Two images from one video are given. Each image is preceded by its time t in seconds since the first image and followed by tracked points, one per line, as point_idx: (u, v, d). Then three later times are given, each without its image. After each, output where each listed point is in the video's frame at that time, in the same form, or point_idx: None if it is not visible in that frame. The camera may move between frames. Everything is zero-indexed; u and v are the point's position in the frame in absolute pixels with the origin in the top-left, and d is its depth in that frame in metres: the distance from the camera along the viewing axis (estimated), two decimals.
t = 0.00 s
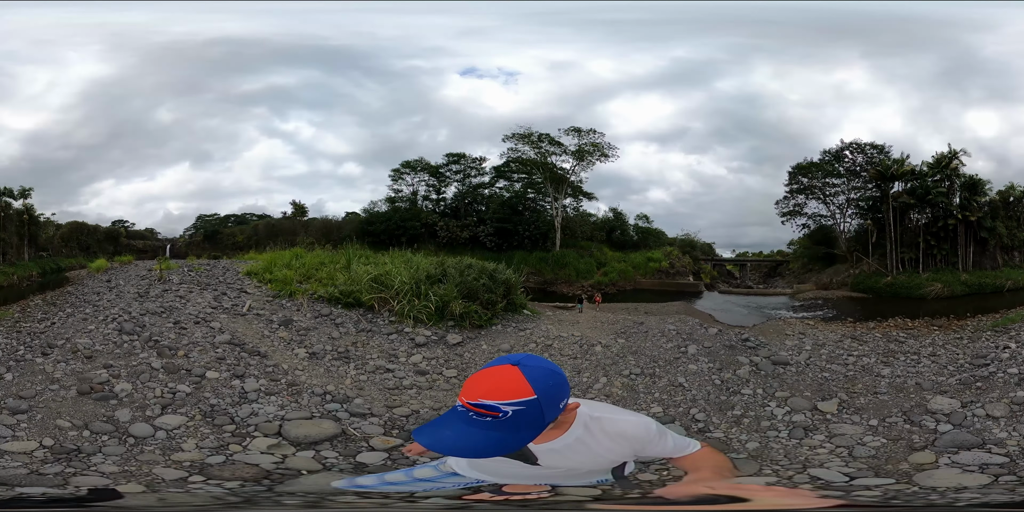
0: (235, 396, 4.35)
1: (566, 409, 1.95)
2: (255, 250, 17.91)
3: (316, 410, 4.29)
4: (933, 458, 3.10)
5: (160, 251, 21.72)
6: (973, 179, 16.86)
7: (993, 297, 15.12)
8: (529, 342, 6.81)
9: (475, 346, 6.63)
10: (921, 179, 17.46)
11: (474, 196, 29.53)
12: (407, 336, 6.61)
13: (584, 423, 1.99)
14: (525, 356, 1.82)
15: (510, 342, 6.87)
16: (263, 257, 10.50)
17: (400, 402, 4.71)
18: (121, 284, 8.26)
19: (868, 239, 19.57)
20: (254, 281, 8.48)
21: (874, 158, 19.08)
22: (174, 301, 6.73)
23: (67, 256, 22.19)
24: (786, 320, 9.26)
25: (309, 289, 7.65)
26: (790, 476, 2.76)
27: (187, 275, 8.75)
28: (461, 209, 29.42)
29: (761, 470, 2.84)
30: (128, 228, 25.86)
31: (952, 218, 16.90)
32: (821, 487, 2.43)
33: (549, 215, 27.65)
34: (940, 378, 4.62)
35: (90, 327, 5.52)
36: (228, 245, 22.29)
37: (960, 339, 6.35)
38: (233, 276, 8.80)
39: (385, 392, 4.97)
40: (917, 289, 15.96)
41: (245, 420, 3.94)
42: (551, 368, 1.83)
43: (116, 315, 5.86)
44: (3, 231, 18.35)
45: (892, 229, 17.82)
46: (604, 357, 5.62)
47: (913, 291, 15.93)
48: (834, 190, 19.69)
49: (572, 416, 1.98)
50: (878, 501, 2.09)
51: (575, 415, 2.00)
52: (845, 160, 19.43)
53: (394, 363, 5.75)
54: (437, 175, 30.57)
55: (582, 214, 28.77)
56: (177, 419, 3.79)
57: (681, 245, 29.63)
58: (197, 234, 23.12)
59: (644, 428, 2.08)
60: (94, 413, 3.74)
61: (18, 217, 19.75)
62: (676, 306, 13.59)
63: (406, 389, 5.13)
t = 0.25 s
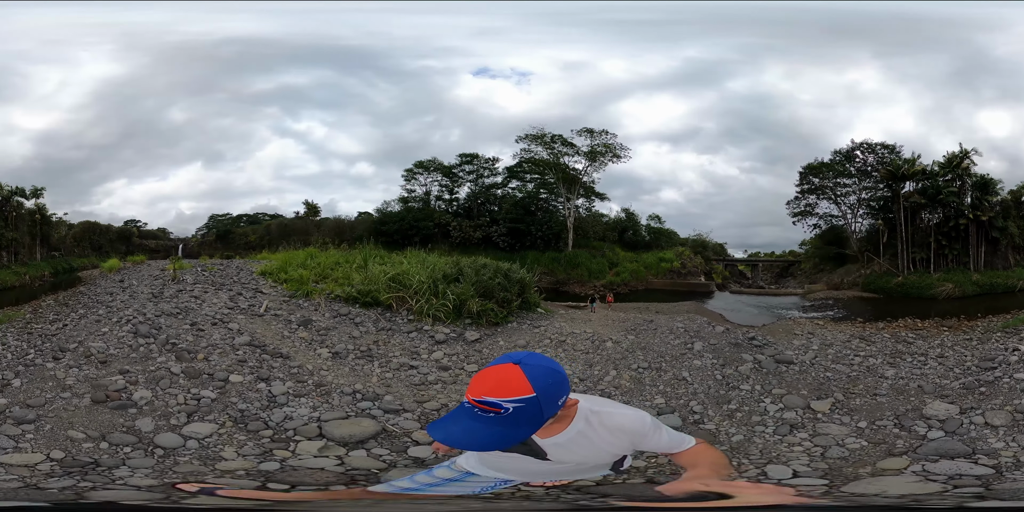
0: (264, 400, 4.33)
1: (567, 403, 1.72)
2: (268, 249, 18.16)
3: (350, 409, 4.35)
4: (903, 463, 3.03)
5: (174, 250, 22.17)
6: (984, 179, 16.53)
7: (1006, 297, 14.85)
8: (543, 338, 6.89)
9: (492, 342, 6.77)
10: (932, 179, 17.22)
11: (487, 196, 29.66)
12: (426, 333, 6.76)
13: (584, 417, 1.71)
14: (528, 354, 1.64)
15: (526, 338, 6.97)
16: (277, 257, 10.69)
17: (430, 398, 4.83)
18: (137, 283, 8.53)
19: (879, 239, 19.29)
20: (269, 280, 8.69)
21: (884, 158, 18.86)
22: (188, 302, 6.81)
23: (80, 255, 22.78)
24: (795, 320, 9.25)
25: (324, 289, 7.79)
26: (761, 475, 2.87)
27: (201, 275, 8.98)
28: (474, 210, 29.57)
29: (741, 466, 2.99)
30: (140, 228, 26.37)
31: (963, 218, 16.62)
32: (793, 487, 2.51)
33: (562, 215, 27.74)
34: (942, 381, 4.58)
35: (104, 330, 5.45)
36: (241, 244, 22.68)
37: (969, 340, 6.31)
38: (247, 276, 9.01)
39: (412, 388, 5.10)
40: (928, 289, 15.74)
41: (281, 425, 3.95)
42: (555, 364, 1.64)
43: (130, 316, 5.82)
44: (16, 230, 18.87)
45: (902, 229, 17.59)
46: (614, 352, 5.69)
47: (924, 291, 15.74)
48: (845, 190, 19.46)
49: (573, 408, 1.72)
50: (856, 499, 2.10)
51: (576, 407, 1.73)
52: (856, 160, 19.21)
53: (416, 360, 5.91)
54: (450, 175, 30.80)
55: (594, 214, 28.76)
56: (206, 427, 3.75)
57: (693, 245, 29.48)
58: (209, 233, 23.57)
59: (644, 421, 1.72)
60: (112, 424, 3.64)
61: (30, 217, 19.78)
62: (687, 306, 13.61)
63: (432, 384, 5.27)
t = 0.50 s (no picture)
0: (291, 404, 4.38)
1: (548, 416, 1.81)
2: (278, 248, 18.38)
3: (379, 409, 4.43)
4: (870, 464, 3.04)
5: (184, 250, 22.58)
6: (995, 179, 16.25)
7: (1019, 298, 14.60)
8: (556, 335, 6.94)
9: (508, 339, 6.87)
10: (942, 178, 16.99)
11: (499, 196, 29.73)
12: (444, 332, 6.90)
13: (570, 429, 1.83)
14: (504, 368, 1.74)
15: (540, 334, 7.05)
16: (290, 255, 10.85)
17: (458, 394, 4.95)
18: (150, 282, 8.78)
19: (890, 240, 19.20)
20: (282, 280, 8.87)
21: (894, 158, 18.66)
22: (202, 304, 6.93)
23: (90, 255, 23.34)
24: (805, 320, 9.21)
25: (340, 290, 7.93)
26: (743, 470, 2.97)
27: (213, 275, 9.18)
28: (486, 210, 29.67)
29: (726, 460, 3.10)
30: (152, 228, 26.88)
31: (974, 218, 16.38)
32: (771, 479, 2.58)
33: (573, 215, 27.76)
34: (944, 384, 4.56)
35: (116, 334, 5.41)
36: (252, 244, 23.00)
37: (976, 341, 6.28)
38: (260, 276, 9.20)
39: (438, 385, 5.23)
40: (938, 289, 15.54)
41: (317, 427, 4.04)
42: (531, 378, 1.74)
43: (143, 318, 5.85)
44: (28, 230, 19.36)
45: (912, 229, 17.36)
46: (624, 347, 5.76)
47: (934, 291, 15.56)
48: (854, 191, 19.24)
49: (556, 422, 1.83)
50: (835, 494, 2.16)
51: (559, 422, 1.84)
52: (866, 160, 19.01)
53: (437, 357, 6.05)
54: (462, 175, 30.96)
55: (606, 215, 28.72)
56: (237, 435, 3.73)
57: (704, 246, 29.32)
58: (221, 234, 24.00)
59: (642, 434, 1.90)
60: (128, 435, 3.57)
61: (42, 217, 20.31)
62: (698, 305, 13.59)
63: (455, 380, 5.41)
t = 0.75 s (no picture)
0: (316, 407, 4.47)
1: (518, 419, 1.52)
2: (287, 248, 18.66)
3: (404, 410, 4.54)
4: (839, 463, 3.11)
5: (193, 250, 22.90)
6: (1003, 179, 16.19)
7: None
8: (565, 333, 6.97)
9: (519, 337, 6.93)
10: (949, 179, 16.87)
11: (507, 197, 29.81)
12: (457, 331, 6.99)
13: (540, 437, 1.50)
14: (480, 364, 1.50)
15: (549, 333, 7.09)
16: (300, 255, 11.00)
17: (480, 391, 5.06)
18: (160, 282, 8.96)
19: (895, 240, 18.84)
20: (292, 280, 9.01)
21: (900, 159, 18.54)
22: (213, 305, 7.04)
23: (98, 254, 23.71)
24: (810, 320, 9.21)
25: (353, 291, 8.03)
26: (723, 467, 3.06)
27: (223, 275, 9.36)
28: (494, 210, 29.77)
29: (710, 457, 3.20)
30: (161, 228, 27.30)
31: (981, 218, 16.23)
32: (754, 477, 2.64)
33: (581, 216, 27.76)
34: (943, 388, 4.55)
35: (124, 337, 5.41)
36: (260, 243, 23.29)
37: (980, 343, 6.25)
38: (269, 276, 9.33)
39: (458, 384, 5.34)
40: (944, 289, 15.41)
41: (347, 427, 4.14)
42: (506, 379, 1.48)
43: (154, 321, 5.89)
44: (36, 230, 19.77)
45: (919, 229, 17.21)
46: (632, 345, 5.80)
47: (941, 291, 15.43)
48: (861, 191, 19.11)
49: (527, 428, 1.52)
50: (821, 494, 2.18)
51: (531, 427, 1.53)
52: (873, 160, 18.89)
53: (452, 355, 6.16)
54: (470, 176, 31.08)
55: (613, 215, 28.69)
56: (268, 443, 3.73)
57: (711, 246, 29.22)
58: (230, 233, 24.34)
59: (626, 448, 1.56)
60: (143, 445, 3.52)
61: (51, 217, 20.69)
62: (704, 305, 13.61)
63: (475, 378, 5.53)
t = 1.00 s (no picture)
0: (335, 409, 4.47)
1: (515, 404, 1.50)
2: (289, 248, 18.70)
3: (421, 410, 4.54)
4: (802, 460, 3.13)
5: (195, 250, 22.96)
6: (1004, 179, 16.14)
7: None
8: (569, 331, 6.94)
9: (523, 336, 6.91)
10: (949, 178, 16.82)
11: (509, 196, 29.84)
12: (465, 329, 7.01)
13: (528, 428, 1.47)
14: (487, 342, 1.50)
15: (552, 331, 7.08)
16: (302, 255, 11.02)
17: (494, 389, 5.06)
18: (165, 281, 8.99)
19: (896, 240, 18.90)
20: (294, 280, 9.04)
21: (900, 158, 18.51)
22: (217, 306, 7.05)
23: (99, 254, 23.75)
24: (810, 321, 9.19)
25: (357, 290, 8.02)
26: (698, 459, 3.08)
27: (225, 276, 9.37)
28: (496, 210, 29.77)
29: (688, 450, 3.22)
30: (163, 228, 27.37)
31: (980, 218, 16.18)
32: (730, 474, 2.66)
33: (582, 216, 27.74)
34: (933, 390, 4.54)
35: (127, 341, 5.39)
36: (262, 243, 23.34)
37: (979, 344, 6.23)
38: (274, 276, 9.35)
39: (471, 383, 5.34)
40: (945, 289, 15.36)
41: (369, 429, 4.15)
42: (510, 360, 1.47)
43: (156, 324, 5.89)
44: (37, 230, 19.80)
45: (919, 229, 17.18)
46: (632, 342, 5.80)
47: (941, 292, 15.39)
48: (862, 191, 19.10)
49: (520, 414, 1.50)
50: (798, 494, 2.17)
51: (523, 414, 1.51)
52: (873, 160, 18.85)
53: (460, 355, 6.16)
54: (472, 176, 31.08)
55: (614, 215, 28.68)
56: (298, 450, 3.65)
57: (712, 246, 29.19)
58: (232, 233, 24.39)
59: (607, 441, 1.47)
60: (154, 454, 3.44)
61: (52, 216, 20.74)
62: (705, 306, 13.58)
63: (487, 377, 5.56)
